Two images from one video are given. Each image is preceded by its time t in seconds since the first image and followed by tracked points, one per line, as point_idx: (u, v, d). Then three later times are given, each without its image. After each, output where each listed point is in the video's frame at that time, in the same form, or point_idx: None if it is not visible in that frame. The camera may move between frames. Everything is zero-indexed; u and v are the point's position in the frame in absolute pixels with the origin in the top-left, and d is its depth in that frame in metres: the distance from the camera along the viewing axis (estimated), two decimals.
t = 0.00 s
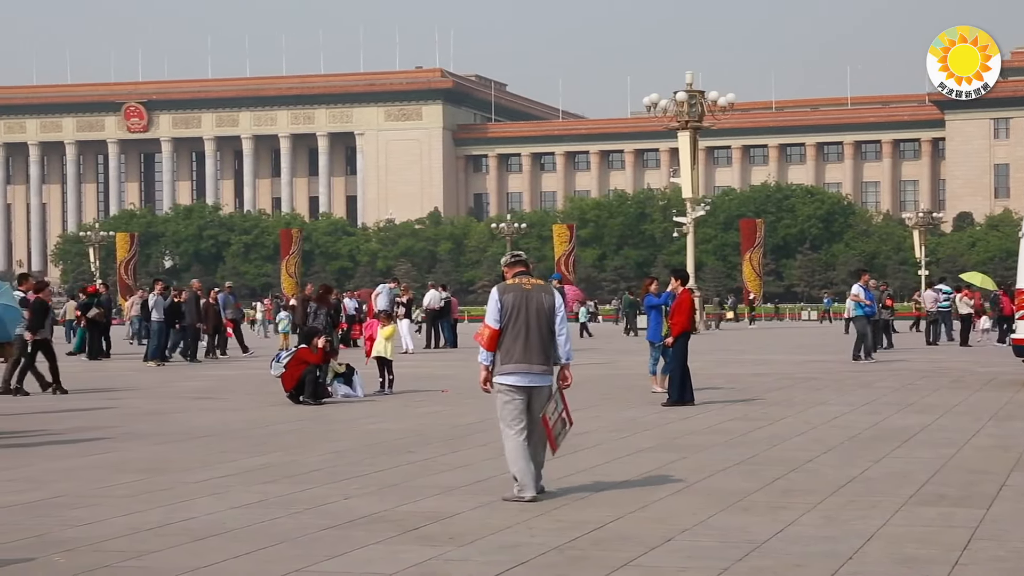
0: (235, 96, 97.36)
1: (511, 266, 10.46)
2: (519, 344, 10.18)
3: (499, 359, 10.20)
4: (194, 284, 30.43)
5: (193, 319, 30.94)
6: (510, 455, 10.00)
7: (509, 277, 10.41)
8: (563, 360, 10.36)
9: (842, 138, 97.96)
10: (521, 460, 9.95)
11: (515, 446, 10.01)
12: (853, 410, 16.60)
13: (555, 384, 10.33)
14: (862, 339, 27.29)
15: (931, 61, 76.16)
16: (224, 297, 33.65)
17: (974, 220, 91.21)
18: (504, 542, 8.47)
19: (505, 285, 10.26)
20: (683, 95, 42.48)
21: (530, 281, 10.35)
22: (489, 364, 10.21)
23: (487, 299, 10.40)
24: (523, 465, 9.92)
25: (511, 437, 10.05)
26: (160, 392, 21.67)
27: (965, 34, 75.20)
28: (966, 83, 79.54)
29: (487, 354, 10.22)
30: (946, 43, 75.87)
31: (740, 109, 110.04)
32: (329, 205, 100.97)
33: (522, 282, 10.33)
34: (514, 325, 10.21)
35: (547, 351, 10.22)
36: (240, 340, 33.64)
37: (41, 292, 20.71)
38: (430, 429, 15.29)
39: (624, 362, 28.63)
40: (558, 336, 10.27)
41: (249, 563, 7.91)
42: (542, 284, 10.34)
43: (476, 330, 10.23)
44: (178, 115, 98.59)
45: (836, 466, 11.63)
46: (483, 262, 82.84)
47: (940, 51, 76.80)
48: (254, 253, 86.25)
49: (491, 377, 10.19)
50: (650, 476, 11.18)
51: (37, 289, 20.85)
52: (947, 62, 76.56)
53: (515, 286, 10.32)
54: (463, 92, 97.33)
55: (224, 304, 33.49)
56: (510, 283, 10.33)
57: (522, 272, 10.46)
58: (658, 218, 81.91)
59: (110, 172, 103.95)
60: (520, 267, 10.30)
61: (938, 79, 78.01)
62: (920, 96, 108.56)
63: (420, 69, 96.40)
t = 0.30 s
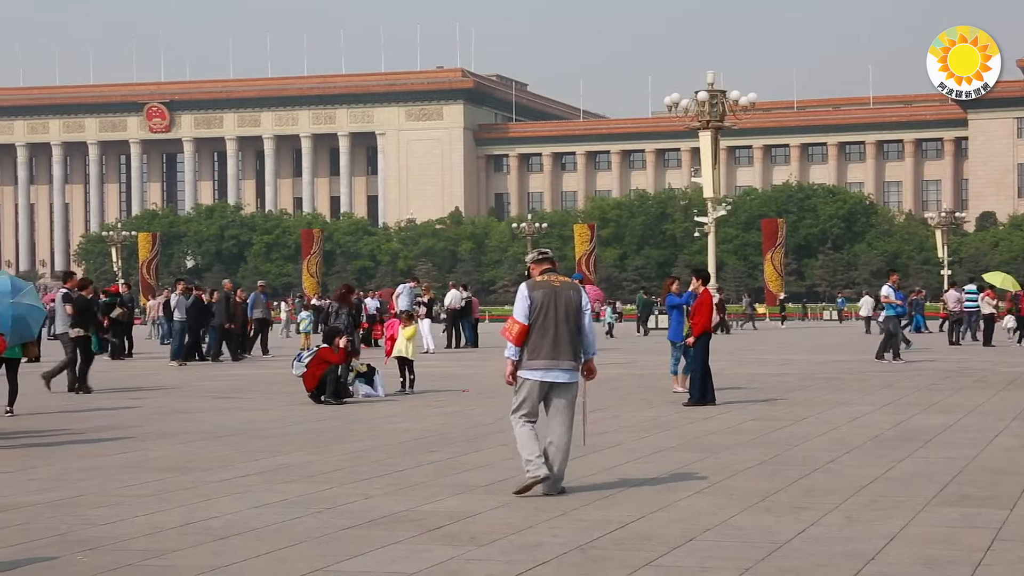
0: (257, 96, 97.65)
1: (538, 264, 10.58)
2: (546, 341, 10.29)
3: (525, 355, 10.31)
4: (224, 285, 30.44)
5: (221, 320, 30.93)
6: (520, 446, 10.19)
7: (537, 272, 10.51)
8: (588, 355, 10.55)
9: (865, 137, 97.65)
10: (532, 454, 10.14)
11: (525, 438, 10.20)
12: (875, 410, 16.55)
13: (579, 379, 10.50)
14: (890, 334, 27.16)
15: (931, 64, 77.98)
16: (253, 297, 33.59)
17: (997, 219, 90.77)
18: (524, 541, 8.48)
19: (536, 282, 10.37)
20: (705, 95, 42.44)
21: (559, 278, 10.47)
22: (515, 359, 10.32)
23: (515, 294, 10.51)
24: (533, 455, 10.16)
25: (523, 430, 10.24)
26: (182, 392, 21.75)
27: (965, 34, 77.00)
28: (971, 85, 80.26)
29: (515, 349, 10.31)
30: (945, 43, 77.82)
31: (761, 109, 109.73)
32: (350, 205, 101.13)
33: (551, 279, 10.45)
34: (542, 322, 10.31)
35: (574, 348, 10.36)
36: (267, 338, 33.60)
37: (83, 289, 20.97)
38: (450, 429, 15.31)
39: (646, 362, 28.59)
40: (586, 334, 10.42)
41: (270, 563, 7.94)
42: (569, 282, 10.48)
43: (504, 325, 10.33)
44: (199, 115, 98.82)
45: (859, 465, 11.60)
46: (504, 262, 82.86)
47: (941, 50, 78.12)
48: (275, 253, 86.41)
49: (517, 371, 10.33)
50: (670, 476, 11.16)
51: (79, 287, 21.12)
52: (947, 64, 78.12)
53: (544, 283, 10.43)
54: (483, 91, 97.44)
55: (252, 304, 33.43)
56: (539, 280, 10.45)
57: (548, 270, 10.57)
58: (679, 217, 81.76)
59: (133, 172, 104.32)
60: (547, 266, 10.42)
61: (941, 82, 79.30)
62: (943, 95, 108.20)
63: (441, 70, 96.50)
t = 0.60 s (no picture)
0: (277, 97, 97.79)
1: (556, 264, 10.69)
2: (562, 341, 10.43)
3: (543, 356, 10.47)
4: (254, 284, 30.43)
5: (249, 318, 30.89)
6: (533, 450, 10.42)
7: (556, 273, 10.63)
8: (606, 355, 10.61)
9: (885, 136, 97.35)
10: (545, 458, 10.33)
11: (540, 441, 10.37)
12: (896, 411, 16.50)
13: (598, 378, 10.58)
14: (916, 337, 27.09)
15: (932, 65, 77.63)
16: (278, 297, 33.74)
17: (1019, 218, 90.43)
18: (544, 542, 8.47)
19: (551, 283, 10.49)
20: (724, 93, 42.20)
21: (576, 278, 10.57)
22: (534, 359, 10.48)
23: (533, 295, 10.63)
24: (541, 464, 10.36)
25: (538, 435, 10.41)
26: (203, 391, 21.83)
27: (966, 35, 76.85)
28: (971, 86, 79.22)
29: (533, 350, 10.48)
30: (944, 44, 77.65)
31: (782, 108, 109.44)
32: (370, 206, 101.23)
33: (569, 279, 10.55)
34: (558, 322, 10.43)
35: (590, 347, 10.44)
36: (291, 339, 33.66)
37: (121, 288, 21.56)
38: (469, 428, 15.31)
39: (666, 363, 28.55)
40: (604, 333, 10.50)
41: (290, 561, 7.95)
42: (586, 281, 10.56)
43: (522, 327, 10.48)
44: (220, 116, 98.89)
45: (881, 466, 11.56)
46: (524, 262, 82.80)
47: (940, 51, 77.88)
48: (295, 253, 86.51)
49: (536, 371, 10.51)
50: (691, 477, 11.15)
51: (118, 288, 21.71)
52: (948, 65, 77.70)
53: (560, 284, 10.54)
54: (503, 91, 97.56)
55: (279, 304, 33.58)
56: (556, 280, 10.56)
57: (567, 269, 10.67)
58: (699, 217, 81.56)
59: (154, 173, 104.54)
60: (564, 265, 10.53)
61: (942, 83, 78.92)
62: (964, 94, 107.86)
63: (460, 69, 96.54)
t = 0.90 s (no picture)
0: (297, 97, 97.92)
1: (565, 267, 10.76)
2: (570, 342, 10.48)
3: (553, 358, 10.53)
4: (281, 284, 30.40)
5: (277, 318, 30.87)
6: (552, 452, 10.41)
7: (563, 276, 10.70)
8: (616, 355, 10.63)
9: (905, 136, 97.07)
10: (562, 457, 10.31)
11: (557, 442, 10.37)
12: (917, 411, 16.45)
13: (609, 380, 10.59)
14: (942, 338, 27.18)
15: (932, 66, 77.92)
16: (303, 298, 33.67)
17: None
18: (563, 542, 8.46)
19: (557, 285, 10.55)
20: (744, 94, 41.95)
21: (581, 281, 10.64)
22: (544, 363, 10.54)
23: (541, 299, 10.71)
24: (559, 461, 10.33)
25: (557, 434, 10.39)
26: (223, 391, 21.90)
27: (966, 34, 76.89)
28: (972, 86, 78.94)
29: (543, 354, 10.56)
30: (945, 44, 77.80)
31: (804, 108, 109.16)
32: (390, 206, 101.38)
33: (575, 283, 10.60)
34: (565, 324, 10.50)
35: (598, 346, 10.47)
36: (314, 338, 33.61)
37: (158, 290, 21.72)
38: (489, 428, 15.29)
39: (686, 363, 28.52)
40: (611, 332, 10.50)
41: (310, 561, 7.97)
42: (593, 283, 10.62)
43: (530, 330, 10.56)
44: (240, 116, 98.95)
45: (901, 466, 11.52)
46: (543, 262, 82.74)
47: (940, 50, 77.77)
48: (314, 253, 86.68)
49: (547, 374, 10.55)
50: (709, 477, 11.12)
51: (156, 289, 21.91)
52: (947, 64, 77.80)
53: (566, 287, 10.61)
54: (523, 91, 97.50)
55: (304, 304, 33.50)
56: (562, 283, 10.63)
57: (575, 272, 10.74)
58: (718, 217, 81.36)
59: (175, 173, 104.84)
60: (570, 268, 10.60)
61: (943, 83, 78.95)
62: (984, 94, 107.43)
63: (480, 70, 96.59)
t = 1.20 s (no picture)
0: (318, 97, 98.05)
1: (574, 263, 10.84)
2: (575, 340, 10.58)
3: (558, 354, 10.63)
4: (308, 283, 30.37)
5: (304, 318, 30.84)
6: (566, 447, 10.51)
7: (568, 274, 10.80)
8: (623, 353, 10.72)
9: (927, 136, 96.77)
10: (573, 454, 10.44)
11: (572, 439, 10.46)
12: (940, 411, 16.39)
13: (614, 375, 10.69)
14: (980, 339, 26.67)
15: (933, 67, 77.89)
16: (330, 297, 33.52)
17: None
18: (584, 541, 8.46)
19: (563, 284, 10.66)
20: (765, 93, 41.85)
21: (590, 278, 10.71)
22: (550, 359, 10.65)
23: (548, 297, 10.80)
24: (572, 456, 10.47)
25: (567, 430, 10.53)
26: (244, 389, 21.93)
27: (965, 34, 76.14)
28: (971, 86, 79.10)
29: (549, 350, 10.67)
30: (945, 44, 77.33)
31: (825, 107, 108.83)
32: (410, 205, 101.53)
33: (582, 280, 10.71)
34: (572, 321, 10.61)
35: (603, 343, 10.58)
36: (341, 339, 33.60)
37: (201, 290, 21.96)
38: (510, 428, 15.27)
39: (706, 362, 28.48)
40: (617, 330, 10.61)
41: (333, 560, 7.99)
42: (600, 282, 10.71)
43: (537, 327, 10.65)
44: (261, 116, 99.18)
45: (923, 467, 11.48)
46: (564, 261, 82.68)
47: (940, 51, 77.86)
48: (335, 252, 86.82)
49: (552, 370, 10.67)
50: (730, 476, 11.11)
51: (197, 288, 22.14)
52: (947, 64, 77.92)
53: (574, 285, 10.69)
54: (543, 91, 97.56)
55: (331, 304, 33.36)
56: (571, 281, 10.71)
57: (584, 269, 10.82)
58: (739, 216, 81.06)
59: (196, 173, 105.13)
60: (580, 266, 10.66)
61: (942, 83, 79.22)
62: (1006, 93, 106.95)
63: (500, 69, 96.54)
